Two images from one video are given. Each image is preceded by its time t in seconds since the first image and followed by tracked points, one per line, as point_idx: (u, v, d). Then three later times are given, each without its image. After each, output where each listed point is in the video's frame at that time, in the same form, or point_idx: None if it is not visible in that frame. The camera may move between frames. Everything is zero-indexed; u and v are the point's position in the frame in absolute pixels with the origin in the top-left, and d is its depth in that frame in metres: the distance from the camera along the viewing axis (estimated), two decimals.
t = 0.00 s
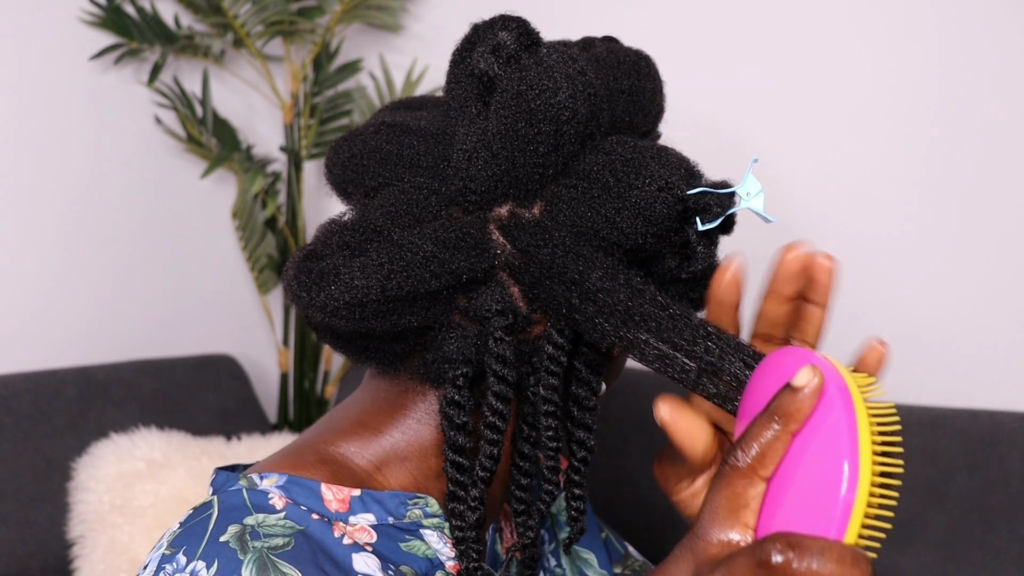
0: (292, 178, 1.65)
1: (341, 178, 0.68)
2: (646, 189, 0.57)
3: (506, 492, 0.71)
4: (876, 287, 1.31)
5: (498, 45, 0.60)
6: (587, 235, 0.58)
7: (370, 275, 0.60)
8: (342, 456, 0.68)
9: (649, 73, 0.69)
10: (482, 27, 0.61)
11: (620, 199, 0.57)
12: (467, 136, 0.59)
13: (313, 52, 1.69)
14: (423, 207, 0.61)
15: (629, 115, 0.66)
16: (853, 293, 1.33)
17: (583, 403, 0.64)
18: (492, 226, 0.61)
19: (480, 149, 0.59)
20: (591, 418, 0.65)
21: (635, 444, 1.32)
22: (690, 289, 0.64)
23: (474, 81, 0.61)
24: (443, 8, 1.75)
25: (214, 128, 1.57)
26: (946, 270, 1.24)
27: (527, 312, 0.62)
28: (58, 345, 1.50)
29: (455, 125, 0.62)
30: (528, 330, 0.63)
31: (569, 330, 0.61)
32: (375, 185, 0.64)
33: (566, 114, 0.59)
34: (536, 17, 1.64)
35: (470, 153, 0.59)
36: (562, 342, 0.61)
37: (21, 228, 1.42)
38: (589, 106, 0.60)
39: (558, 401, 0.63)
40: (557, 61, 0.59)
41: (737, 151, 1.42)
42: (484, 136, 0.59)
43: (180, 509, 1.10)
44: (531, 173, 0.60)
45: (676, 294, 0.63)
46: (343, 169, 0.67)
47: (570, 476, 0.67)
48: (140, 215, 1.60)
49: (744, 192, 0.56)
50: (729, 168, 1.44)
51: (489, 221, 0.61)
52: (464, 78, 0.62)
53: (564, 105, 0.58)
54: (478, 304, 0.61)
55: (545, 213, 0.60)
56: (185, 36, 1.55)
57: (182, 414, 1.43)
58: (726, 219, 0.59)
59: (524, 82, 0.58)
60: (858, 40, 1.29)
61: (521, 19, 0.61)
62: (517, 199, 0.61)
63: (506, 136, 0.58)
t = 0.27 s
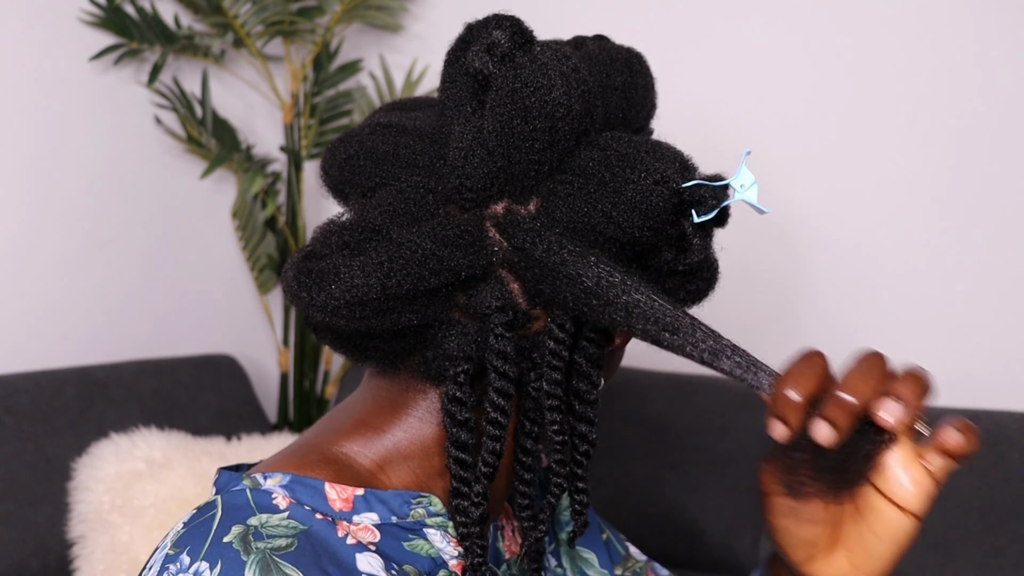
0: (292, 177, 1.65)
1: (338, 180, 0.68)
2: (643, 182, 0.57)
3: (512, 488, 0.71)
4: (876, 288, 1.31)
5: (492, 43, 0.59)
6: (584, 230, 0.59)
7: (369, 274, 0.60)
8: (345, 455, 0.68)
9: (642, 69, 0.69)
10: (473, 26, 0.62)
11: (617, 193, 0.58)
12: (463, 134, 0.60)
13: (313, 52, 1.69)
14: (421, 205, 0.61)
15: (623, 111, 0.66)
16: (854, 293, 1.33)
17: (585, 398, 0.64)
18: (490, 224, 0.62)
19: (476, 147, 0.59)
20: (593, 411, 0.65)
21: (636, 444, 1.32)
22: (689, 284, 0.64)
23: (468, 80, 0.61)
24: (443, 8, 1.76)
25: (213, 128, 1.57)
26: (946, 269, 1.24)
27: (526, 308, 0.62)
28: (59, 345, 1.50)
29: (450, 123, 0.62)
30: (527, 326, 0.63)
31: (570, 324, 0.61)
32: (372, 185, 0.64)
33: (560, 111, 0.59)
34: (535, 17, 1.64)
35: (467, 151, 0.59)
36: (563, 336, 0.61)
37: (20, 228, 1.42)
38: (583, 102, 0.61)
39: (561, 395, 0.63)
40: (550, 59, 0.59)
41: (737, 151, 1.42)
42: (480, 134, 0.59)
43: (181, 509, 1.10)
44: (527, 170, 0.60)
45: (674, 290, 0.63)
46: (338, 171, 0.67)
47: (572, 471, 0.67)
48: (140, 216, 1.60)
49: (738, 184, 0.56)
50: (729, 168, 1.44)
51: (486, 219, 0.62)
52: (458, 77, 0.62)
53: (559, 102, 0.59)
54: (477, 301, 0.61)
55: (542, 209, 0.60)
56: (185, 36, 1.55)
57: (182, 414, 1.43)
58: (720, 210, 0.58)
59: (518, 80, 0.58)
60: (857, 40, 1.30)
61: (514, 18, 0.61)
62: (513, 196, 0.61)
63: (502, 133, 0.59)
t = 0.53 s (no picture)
0: (292, 178, 1.65)
1: (344, 178, 0.68)
2: (649, 188, 0.57)
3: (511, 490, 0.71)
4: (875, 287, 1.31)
5: (499, 43, 0.59)
6: (589, 235, 0.58)
7: (373, 275, 0.60)
8: (344, 454, 0.68)
9: (653, 70, 0.68)
10: (481, 25, 0.61)
11: (623, 198, 0.57)
12: (469, 135, 0.60)
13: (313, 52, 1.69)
14: (426, 207, 0.62)
15: (633, 114, 0.66)
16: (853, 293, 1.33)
17: (586, 403, 0.64)
18: (495, 226, 0.62)
19: (483, 149, 0.59)
20: (595, 418, 0.65)
21: (636, 444, 1.32)
22: (695, 290, 0.63)
23: (475, 81, 0.61)
24: (443, 8, 1.75)
25: (213, 128, 1.57)
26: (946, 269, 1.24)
27: (531, 312, 0.62)
28: (59, 345, 1.50)
29: (457, 124, 0.62)
30: (531, 330, 0.63)
31: (573, 331, 0.61)
32: (377, 186, 0.65)
33: (568, 113, 0.59)
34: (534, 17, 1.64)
35: (473, 153, 0.59)
36: (567, 342, 0.61)
37: (20, 228, 1.42)
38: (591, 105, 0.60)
39: (561, 402, 0.63)
40: (560, 60, 0.59)
41: (736, 151, 1.42)
42: (485, 136, 0.59)
43: (181, 509, 1.10)
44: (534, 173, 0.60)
45: (680, 295, 0.63)
46: (345, 170, 0.67)
47: (571, 475, 0.67)
48: (140, 215, 1.60)
49: (748, 191, 0.55)
50: (729, 168, 1.44)
51: (492, 222, 0.62)
52: (465, 77, 0.61)
53: (566, 105, 0.59)
54: (481, 304, 0.61)
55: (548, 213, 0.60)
56: (185, 36, 1.55)
57: (182, 414, 1.43)
58: (728, 217, 0.57)
59: (526, 82, 0.58)
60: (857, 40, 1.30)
61: (522, 17, 0.60)
62: (520, 199, 0.61)
63: (508, 136, 0.59)
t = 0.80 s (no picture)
0: (292, 178, 1.65)
1: (352, 177, 0.68)
2: (658, 192, 0.56)
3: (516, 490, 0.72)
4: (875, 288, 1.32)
5: (511, 45, 0.59)
6: (596, 237, 0.58)
7: (381, 274, 0.60)
8: (350, 455, 0.68)
9: (662, 75, 0.69)
10: (494, 27, 0.62)
11: (632, 201, 0.57)
12: (478, 136, 0.60)
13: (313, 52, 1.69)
14: (434, 207, 0.62)
15: (641, 116, 0.66)
16: (853, 294, 1.34)
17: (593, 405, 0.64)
18: (502, 226, 0.62)
19: (491, 150, 0.59)
20: (601, 419, 0.65)
21: (635, 444, 1.32)
22: (700, 292, 0.64)
23: (486, 82, 0.61)
24: (443, 8, 1.76)
25: (213, 128, 1.57)
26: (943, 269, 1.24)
27: (537, 312, 0.62)
28: (58, 345, 1.50)
29: (466, 125, 0.62)
30: (538, 331, 0.63)
31: (580, 331, 0.61)
32: (386, 185, 0.65)
33: (578, 115, 0.59)
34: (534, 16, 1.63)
35: (481, 153, 0.59)
36: (574, 343, 0.61)
37: (19, 228, 1.42)
38: (601, 107, 0.60)
39: (569, 403, 0.63)
40: (571, 61, 0.59)
41: (737, 151, 1.42)
42: (495, 137, 0.59)
43: (181, 509, 1.10)
44: (542, 174, 0.60)
45: (683, 295, 0.64)
46: (353, 168, 0.67)
47: (578, 477, 0.67)
48: (139, 215, 1.60)
49: (755, 195, 0.54)
50: (729, 168, 1.44)
51: (499, 222, 0.62)
52: (476, 77, 0.62)
53: (576, 106, 0.58)
54: (488, 305, 0.61)
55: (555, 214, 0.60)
56: (185, 36, 1.55)
57: (182, 414, 1.43)
58: (736, 221, 0.57)
59: (537, 82, 0.58)
60: (857, 41, 1.30)
61: (534, 19, 0.61)
62: (528, 201, 0.61)
63: (517, 137, 0.59)
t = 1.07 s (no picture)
0: (291, 178, 1.65)
1: (344, 180, 0.68)
2: (645, 187, 0.57)
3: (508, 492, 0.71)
4: (876, 288, 1.32)
5: (495, 44, 0.59)
6: (584, 234, 0.59)
7: (370, 276, 0.60)
8: (345, 453, 0.68)
9: (654, 71, 0.69)
10: (479, 27, 0.61)
11: (618, 198, 0.58)
12: (466, 135, 0.59)
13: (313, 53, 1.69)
14: (423, 206, 0.61)
15: (630, 113, 0.66)
16: (853, 293, 1.34)
17: (587, 403, 0.65)
18: (492, 226, 0.61)
19: (478, 148, 0.59)
20: (595, 417, 0.65)
21: (635, 444, 1.32)
22: (692, 288, 0.64)
23: (472, 81, 0.60)
24: (443, 8, 1.76)
25: (214, 128, 1.57)
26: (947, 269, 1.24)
27: (529, 312, 0.62)
28: (59, 345, 1.50)
29: (454, 125, 0.62)
30: (529, 330, 0.63)
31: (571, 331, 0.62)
32: (376, 186, 0.64)
33: (562, 112, 0.59)
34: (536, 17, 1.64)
35: (468, 152, 0.59)
36: (565, 342, 0.62)
37: (20, 227, 1.42)
38: (586, 104, 0.60)
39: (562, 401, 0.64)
40: (555, 59, 0.59)
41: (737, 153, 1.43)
42: (480, 136, 0.59)
43: (182, 509, 1.10)
44: (529, 172, 0.59)
45: (676, 292, 0.64)
46: (345, 171, 0.67)
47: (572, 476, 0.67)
48: (139, 214, 1.60)
49: (745, 188, 0.56)
50: (729, 169, 1.44)
51: (489, 222, 0.61)
52: (463, 77, 0.61)
53: (561, 104, 0.59)
54: (479, 304, 0.61)
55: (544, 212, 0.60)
56: (185, 36, 1.55)
57: (182, 414, 1.43)
58: (725, 215, 0.57)
59: (520, 81, 0.58)
60: (853, 43, 1.31)
61: (519, 17, 0.60)
62: (516, 199, 0.61)
63: (503, 134, 0.58)
